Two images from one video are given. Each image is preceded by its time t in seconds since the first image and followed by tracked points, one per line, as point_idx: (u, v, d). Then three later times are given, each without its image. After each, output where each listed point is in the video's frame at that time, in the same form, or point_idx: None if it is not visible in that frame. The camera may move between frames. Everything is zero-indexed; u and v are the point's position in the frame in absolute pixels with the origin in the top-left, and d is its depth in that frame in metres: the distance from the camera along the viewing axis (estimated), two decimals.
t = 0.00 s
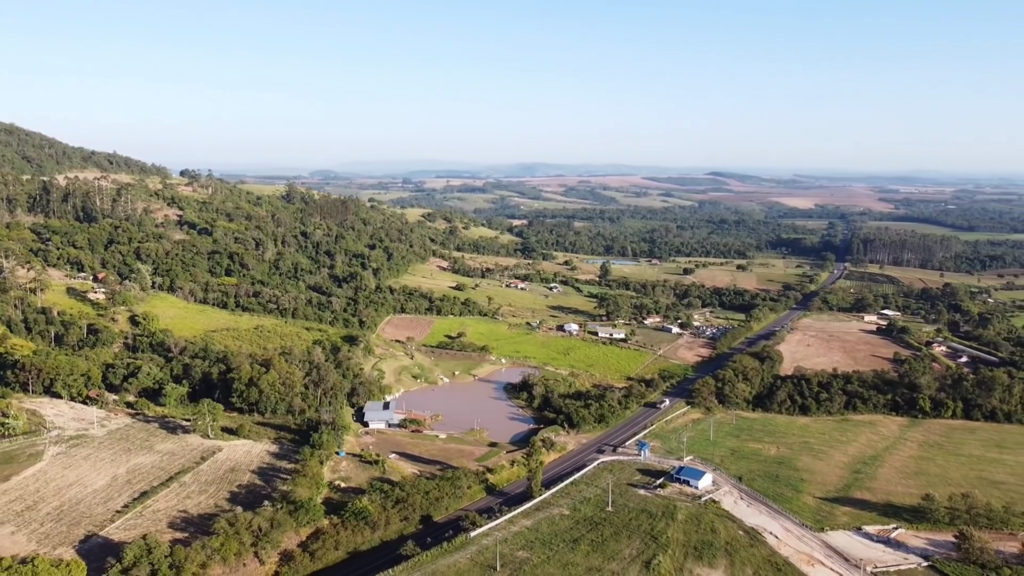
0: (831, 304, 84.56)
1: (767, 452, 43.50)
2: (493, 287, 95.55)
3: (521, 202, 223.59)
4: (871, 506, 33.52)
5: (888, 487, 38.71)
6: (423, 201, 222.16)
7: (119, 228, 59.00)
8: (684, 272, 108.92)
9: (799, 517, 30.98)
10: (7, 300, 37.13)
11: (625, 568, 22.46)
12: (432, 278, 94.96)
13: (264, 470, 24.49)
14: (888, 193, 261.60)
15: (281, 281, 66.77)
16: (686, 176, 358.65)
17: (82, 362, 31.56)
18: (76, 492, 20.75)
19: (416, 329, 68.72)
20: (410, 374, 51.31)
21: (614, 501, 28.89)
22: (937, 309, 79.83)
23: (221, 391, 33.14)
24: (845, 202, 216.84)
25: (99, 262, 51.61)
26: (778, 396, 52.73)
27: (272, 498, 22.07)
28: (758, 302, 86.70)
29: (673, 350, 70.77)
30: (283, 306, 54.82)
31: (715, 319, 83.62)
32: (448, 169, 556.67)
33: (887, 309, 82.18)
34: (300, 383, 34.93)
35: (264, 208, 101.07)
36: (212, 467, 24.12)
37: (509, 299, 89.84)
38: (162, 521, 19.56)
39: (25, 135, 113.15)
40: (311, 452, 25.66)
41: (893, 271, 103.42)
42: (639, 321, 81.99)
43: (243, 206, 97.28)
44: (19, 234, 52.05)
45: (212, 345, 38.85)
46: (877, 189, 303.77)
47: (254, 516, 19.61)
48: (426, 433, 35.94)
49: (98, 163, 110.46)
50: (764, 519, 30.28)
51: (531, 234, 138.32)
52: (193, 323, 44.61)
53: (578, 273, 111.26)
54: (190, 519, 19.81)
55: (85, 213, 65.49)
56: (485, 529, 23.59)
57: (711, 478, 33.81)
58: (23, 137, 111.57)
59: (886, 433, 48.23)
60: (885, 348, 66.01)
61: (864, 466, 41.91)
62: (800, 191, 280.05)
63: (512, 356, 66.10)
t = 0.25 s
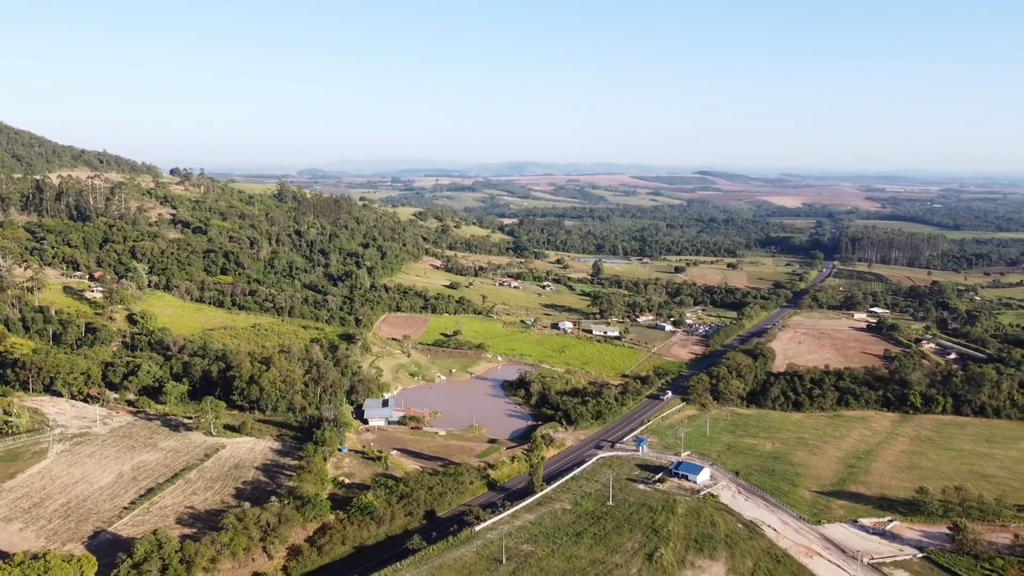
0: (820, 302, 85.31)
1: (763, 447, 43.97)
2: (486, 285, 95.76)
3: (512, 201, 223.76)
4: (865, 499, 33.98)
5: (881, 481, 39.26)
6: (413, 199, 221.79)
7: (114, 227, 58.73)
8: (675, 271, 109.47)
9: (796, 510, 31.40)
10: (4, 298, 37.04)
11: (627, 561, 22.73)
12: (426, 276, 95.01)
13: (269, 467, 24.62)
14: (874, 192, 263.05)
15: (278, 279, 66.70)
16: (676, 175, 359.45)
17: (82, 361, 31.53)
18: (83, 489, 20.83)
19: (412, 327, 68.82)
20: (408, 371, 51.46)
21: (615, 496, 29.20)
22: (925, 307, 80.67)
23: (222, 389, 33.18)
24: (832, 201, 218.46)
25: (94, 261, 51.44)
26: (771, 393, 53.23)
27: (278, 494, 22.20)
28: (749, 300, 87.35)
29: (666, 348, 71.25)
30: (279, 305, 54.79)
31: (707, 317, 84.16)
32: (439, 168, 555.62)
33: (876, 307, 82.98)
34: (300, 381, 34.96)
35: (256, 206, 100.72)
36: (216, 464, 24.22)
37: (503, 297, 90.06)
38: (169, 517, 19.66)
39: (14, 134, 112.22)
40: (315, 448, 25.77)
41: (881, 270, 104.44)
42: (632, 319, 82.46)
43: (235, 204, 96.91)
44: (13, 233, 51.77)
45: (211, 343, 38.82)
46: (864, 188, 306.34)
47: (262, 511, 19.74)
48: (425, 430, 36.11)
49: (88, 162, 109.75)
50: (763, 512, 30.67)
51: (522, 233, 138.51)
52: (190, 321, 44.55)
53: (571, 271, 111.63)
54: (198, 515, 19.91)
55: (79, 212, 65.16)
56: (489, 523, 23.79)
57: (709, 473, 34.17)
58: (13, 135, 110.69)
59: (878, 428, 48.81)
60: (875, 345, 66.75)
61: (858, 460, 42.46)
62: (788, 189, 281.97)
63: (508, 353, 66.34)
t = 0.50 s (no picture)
0: (819, 301, 85.67)
1: (767, 443, 44.23)
2: (486, 284, 95.98)
3: (509, 201, 223.74)
4: (871, 494, 34.23)
5: (885, 476, 39.54)
6: (411, 199, 221.94)
7: (119, 226, 58.72)
8: (674, 270, 109.76)
9: (803, 504, 31.66)
10: (14, 297, 37.09)
11: (640, 554, 22.93)
12: (426, 276, 95.17)
13: (284, 463, 24.80)
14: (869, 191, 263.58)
15: (282, 278, 66.78)
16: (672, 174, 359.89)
17: (94, 359, 31.64)
18: (103, 484, 21.00)
19: (416, 326, 69.05)
20: (414, 369, 51.68)
21: (625, 491, 29.43)
22: (921, 306, 81.00)
23: (233, 387, 33.31)
24: (827, 201, 218.94)
25: (99, 260, 51.48)
26: (774, 390, 53.49)
27: (295, 490, 22.39)
28: (748, 299, 87.70)
29: (668, 346, 71.53)
30: (285, 304, 54.92)
31: (707, 316, 84.42)
32: (436, 167, 555.25)
33: (874, 306, 83.37)
34: (310, 378, 35.12)
35: (256, 205, 100.77)
36: (232, 460, 24.38)
37: (504, 296, 90.30)
38: (189, 512, 19.84)
39: (13, 133, 111.99)
40: (329, 445, 25.96)
41: (878, 269, 104.88)
42: (633, 317, 82.72)
43: (236, 204, 96.93)
44: (18, 232, 51.81)
45: (220, 341, 38.94)
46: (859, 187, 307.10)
47: (282, 506, 19.92)
48: (434, 427, 36.28)
49: (87, 161, 109.62)
50: (770, 506, 30.94)
51: (520, 233, 138.70)
52: (197, 320, 44.62)
53: (570, 270, 111.88)
54: (217, 510, 20.09)
55: (82, 211, 65.18)
56: (503, 517, 23.97)
57: (716, 468, 34.43)
58: (12, 135, 110.51)
59: (880, 425, 49.09)
60: (875, 343, 67.10)
61: (862, 456, 42.75)
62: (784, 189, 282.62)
63: (512, 352, 66.60)
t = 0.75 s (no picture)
0: (821, 300, 85.58)
1: (776, 442, 44.24)
2: (491, 284, 96.06)
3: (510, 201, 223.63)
4: (880, 491, 34.24)
5: (894, 473, 39.55)
6: (412, 198, 221.82)
7: (127, 226, 58.65)
8: (676, 270, 109.71)
9: (814, 501, 31.70)
10: (26, 296, 37.11)
11: (656, 550, 22.91)
12: (431, 275, 95.23)
13: (300, 461, 24.93)
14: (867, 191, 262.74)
15: (289, 279, 66.79)
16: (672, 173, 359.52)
17: (107, 358, 31.73)
18: (122, 481, 21.11)
19: (424, 325, 69.17)
20: (422, 368, 51.81)
21: (637, 488, 29.47)
22: (923, 305, 80.91)
23: (246, 386, 33.39)
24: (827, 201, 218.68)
25: (109, 259, 51.55)
26: (781, 389, 53.47)
27: (313, 487, 22.50)
28: (751, 298, 87.68)
29: (674, 345, 71.54)
30: (293, 304, 54.98)
31: (711, 315, 84.42)
32: (436, 167, 553.85)
33: (877, 305, 83.33)
34: (322, 377, 35.19)
35: (261, 205, 100.86)
36: (249, 458, 24.48)
37: (509, 296, 90.39)
38: (210, 509, 19.98)
39: (17, 133, 112.08)
40: (344, 443, 26.08)
41: (880, 268, 104.81)
42: (638, 316, 82.75)
43: (241, 203, 97.03)
44: (28, 232, 51.89)
45: (231, 341, 38.98)
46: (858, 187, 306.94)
47: (301, 503, 20.03)
48: (445, 426, 36.35)
49: (91, 161, 109.72)
50: (782, 503, 30.96)
51: (523, 232, 138.71)
52: (208, 319, 44.62)
53: (573, 270, 111.92)
54: (237, 506, 20.21)
55: (90, 211, 65.29)
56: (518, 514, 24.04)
57: (727, 466, 34.46)
58: (16, 135, 110.61)
59: (887, 424, 49.06)
60: (878, 342, 67.08)
61: (870, 454, 42.76)
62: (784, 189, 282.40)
63: (520, 351, 66.70)
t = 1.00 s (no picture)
0: (822, 300, 85.54)
1: (785, 440, 44.24)
2: (494, 283, 96.12)
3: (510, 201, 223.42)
4: (890, 488, 34.29)
5: (903, 470, 39.58)
6: (412, 198, 221.55)
7: (135, 225, 58.18)
8: (678, 269, 109.68)
9: (825, 498, 31.72)
10: (37, 296, 36.96)
11: (673, 546, 22.92)
12: (434, 275, 95.22)
13: (317, 459, 25.02)
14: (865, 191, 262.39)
15: (297, 279, 66.60)
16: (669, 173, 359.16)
17: (121, 357, 31.72)
18: (143, 479, 21.17)
19: (431, 325, 69.25)
20: (431, 367, 51.89)
21: (651, 485, 29.48)
22: (924, 305, 80.91)
23: (260, 385, 33.40)
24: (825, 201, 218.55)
25: (116, 259, 51.46)
26: (787, 387, 53.47)
27: (331, 485, 22.59)
28: (753, 298, 87.70)
29: (678, 344, 71.55)
30: (301, 303, 54.92)
31: (714, 314, 84.41)
32: (434, 168, 554.27)
33: (878, 305, 83.36)
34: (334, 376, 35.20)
35: (263, 205, 100.81)
36: (266, 456, 24.55)
37: (513, 295, 90.42)
38: (231, 506, 20.08)
39: (19, 133, 111.82)
40: (360, 441, 26.15)
41: (880, 268, 104.84)
42: (642, 316, 82.75)
43: (245, 203, 96.98)
44: (35, 232, 51.77)
45: (242, 340, 38.93)
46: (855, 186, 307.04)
47: (322, 500, 20.10)
48: (456, 425, 36.38)
49: (94, 161, 109.52)
50: (795, 499, 30.99)
51: (523, 232, 138.69)
52: (217, 318, 44.46)
53: (575, 270, 111.95)
54: (258, 504, 20.30)
55: (96, 211, 65.21)
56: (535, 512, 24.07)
57: (738, 463, 34.48)
58: (18, 135, 110.39)
59: (893, 422, 49.08)
60: (881, 341, 67.11)
61: (879, 452, 42.78)
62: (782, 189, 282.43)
63: (527, 350, 66.78)
